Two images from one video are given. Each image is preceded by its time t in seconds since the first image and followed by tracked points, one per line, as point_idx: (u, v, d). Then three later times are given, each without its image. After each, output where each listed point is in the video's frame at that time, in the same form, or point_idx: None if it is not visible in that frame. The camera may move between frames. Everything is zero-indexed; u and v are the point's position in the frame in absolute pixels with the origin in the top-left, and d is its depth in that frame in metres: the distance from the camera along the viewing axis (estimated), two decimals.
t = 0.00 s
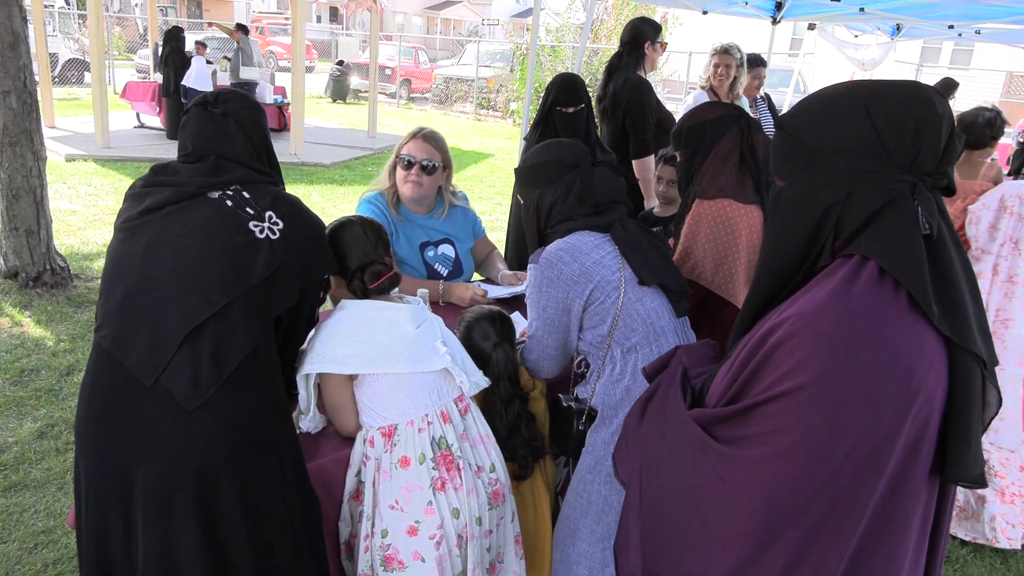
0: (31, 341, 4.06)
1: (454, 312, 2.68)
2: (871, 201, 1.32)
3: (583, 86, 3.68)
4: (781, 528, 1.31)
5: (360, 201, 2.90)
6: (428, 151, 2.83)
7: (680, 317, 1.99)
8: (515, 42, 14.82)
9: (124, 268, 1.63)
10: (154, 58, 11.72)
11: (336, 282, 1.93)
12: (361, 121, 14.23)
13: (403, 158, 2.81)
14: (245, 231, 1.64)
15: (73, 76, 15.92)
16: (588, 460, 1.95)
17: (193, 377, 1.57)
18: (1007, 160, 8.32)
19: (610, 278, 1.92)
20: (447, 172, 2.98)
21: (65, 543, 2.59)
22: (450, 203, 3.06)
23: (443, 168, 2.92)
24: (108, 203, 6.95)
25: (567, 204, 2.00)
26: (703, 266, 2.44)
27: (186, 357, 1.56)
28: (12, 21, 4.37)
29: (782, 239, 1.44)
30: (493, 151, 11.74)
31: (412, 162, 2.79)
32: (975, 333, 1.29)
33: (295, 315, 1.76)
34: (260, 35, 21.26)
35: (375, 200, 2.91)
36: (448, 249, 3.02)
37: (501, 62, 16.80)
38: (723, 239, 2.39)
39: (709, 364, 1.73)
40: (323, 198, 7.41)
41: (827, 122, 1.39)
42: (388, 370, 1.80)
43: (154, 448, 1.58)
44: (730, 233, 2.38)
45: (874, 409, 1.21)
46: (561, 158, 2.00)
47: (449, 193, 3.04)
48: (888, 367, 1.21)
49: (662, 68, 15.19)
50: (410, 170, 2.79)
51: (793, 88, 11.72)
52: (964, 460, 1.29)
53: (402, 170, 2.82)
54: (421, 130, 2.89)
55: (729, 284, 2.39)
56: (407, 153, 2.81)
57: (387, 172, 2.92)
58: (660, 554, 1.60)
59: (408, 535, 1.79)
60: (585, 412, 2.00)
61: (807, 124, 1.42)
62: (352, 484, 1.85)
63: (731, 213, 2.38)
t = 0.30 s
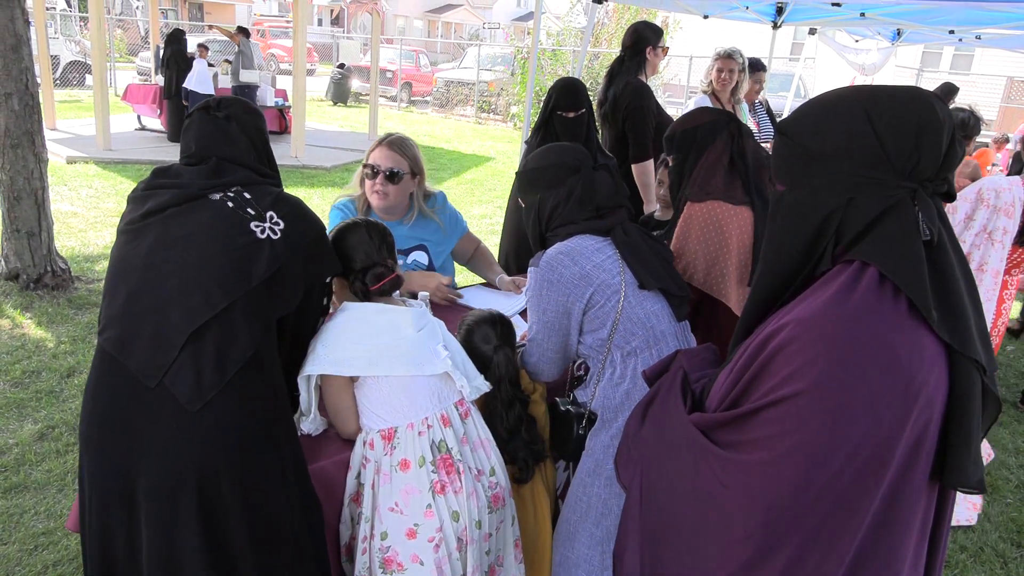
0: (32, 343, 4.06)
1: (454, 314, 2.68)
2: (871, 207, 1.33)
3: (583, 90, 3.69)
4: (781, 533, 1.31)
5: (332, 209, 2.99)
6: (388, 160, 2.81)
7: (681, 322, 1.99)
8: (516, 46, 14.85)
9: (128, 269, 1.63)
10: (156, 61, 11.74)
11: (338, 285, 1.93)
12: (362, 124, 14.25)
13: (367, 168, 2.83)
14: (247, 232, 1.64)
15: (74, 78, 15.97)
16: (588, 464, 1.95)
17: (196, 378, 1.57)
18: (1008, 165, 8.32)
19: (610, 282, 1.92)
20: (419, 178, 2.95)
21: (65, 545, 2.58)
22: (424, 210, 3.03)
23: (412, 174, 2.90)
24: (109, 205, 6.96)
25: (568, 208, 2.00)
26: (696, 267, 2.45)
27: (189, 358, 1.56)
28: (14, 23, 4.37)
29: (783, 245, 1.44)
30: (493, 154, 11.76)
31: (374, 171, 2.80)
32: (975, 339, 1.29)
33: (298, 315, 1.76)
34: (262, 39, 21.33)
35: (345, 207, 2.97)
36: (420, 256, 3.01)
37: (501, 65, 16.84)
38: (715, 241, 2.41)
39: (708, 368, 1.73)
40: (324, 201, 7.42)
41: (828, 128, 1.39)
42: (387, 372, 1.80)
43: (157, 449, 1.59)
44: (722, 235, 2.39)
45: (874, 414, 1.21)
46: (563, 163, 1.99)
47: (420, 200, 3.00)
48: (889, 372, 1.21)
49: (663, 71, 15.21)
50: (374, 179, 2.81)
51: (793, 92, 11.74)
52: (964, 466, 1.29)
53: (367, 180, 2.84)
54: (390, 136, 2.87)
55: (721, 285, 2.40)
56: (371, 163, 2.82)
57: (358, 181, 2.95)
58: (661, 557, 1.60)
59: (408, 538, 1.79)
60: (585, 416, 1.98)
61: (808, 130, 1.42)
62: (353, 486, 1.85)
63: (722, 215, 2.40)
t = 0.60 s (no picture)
0: (34, 343, 4.06)
1: (456, 315, 2.69)
2: (873, 209, 1.33)
3: (587, 93, 3.67)
4: (783, 535, 1.30)
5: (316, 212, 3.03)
6: (367, 164, 2.80)
7: (682, 323, 2.00)
8: (518, 47, 14.87)
9: (130, 270, 1.63)
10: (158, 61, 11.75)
11: (341, 286, 1.93)
12: (363, 125, 14.26)
13: (348, 174, 2.81)
14: (248, 232, 1.64)
15: (76, 79, 16.02)
16: (590, 465, 1.95)
17: (198, 378, 1.57)
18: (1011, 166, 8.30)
19: (612, 283, 1.92)
20: (402, 180, 2.94)
21: (67, 544, 2.59)
22: (407, 213, 3.01)
23: (395, 177, 2.88)
24: (111, 205, 6.96)
25: (571, 209, 1.99)
26: (695, 263, 2.50)
27: (191, 358, 1.57)
28: (16, 24, 4.38)
29: (784, 246, 1.44)
30: (495, 155, 11.77)
31: (356, 176, 2.79)
32: (977, 341, 1.29)
33: (304, 317, 1.76)
34: (263, 40, 21.35)
35: (329, 211, 2.98)
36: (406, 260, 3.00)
37: (502, 66, 16.85)
38: (712, 237, 2.46)
39: (708, 370, 1.73)
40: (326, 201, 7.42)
41: (832, 129, 1.39)
42: (388, 371, 1.80)
43: (160, 449, 1.59)
44: (719, 232, 2.44)
45: (876, 416, 1.21)
46: (565, 164, 2.00)
47: (404, 204, 2.98)
48: (891, 374, 1.21)
49: (664, 73, 15.21)
50: (356, 183, 2.80)
51: (796, 93, 11.73)
52: (965, 467, 1.29)
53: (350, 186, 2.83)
54: (371, 140, 2.86)
55: (721, 279, 2.45)
56: (351, 167, 2.82)
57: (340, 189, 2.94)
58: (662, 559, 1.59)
59: (408, 536, 1.79)
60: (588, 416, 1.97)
61: (811, 131, 1.42)
62: (354, 485, 1.85)
63: (720, 213, 2.45)
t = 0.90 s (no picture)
0: (36, 342, 4.07)
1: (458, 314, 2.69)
2: (873, 210, 1.33)
3: (597, 95, 3.61)
4: (783, 536, 1.30)
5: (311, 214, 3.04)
6: (356, 166, 2.79)
7: (685, 322, 1.99)
8: (520, 46, 14.86)
9: (131, 270, 1.64)
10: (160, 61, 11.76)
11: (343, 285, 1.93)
12: (365, 125, 14.27)
13: (339, 176, 2.81)
14: (249, 232, 1.64)
15: (79, 79, 16.05)
16: (592, 465, 1.95)
17: (200, 379, 1.57)
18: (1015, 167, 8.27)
19: (615, 283, 1.92)
20: (394, 180, 2.93)
21: (69, 543, 2.59)
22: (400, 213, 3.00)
23: (386, 178, 2.88)
24: (113, 205, 6.97)
25: (574, 209, 1.99)
26: (714, 258, 2.43)
27: (193, 358, 1.57)
28: (18, 23, 4.38)
29: (785, 246, 1.44)
30: (497, 155, 11.76)
31: (346, 177, 2.79)
32: (978, 342, 1.29)
33: (307, 316, 1.76)
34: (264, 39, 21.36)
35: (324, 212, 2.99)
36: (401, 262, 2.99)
37: (504, 66, 16.84)
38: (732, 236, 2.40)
39: (709, 370, 1.73)
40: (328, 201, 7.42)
41: (833, 129, 1.38)
42: (390, 368, 1.81)
43: (161, 449, 1.59)
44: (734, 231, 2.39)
45: (876, 417, 1.21)
46: (569, 163, 2.00)
47: (396, 204, 2.97)
48: (891, 375, 1.21)
49: (666, 72, 15.19)
50: (347, 185, 2.79)
51: (798, 93, 11.71)
52: (966, 468, 1.29)
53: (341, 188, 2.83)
54: (361, 141, 2.85)
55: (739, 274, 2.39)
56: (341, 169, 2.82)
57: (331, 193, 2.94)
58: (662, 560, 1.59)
59: (407, 531, 1.79)
60: (590, 417, 1.98)
61: (811, 130, 1.42)
62: (355, 483, 1.86)
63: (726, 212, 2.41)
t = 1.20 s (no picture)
0: (35, 342, 4.07)
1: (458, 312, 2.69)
2: (872, 208, 1.32)
3: (597, 94, 3.59)
4: (780, 535, 1.30)
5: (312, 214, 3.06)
6: (352, 160, 2.79)
7: (684, 321, 1.99)
8: (519, 45, 14.87)
9: (130, 270, 1.63)
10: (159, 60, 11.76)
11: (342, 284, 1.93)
12: (365, 124, 14.27)
13: (334, 170, 2.82)
14: (248, 230, 1.64)
15: (78, 79, 16.05)
16: (592, 463, 1.95)
17: (200, 378, 1.58)
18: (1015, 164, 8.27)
19: (615, 282, 1.92)
20: (389, 172, 2.93)
21: (69, 544, 2.59)
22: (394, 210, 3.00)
23: (382, 169, 2.88)
24: (112, 204, 6.96)
25: (574, 207, 2.00)
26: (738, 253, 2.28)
27: (192, 357, 1.57)
28: (16, 23, 4.38)
29: (784, 244, 1.43)
30: (496, 153, 11.76)
31: (342, 170, 2.79)
32: (976, 340, 1.29)
33: (305, 315, 1.75)
34: (263, 38, 21.34)
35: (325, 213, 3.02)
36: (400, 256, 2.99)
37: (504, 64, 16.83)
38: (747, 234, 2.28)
39: (708, 368, 1.72)
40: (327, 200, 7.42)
41: (831, 127, 1.38)
42: (388, 366, 1.81)
43: (160, 448, 1.59)
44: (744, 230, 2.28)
45: (874, 416, 1.21)
46: (568, 162, 2.00)
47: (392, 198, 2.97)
48: (887, 374, 1.21)
49: (666, 71, 15.19)
50: (344, 178, 2.80)
51: (798, 91, 11.71)
52: (963, 467, 1.28)
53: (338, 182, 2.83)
54: (354, 135, 2.85)
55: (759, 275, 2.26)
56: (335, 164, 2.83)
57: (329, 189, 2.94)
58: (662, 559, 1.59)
59: (400, 529, 1.79)
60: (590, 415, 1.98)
61: (810, 128, 1.42)
62: (351, 480, 1.86)
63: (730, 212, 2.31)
